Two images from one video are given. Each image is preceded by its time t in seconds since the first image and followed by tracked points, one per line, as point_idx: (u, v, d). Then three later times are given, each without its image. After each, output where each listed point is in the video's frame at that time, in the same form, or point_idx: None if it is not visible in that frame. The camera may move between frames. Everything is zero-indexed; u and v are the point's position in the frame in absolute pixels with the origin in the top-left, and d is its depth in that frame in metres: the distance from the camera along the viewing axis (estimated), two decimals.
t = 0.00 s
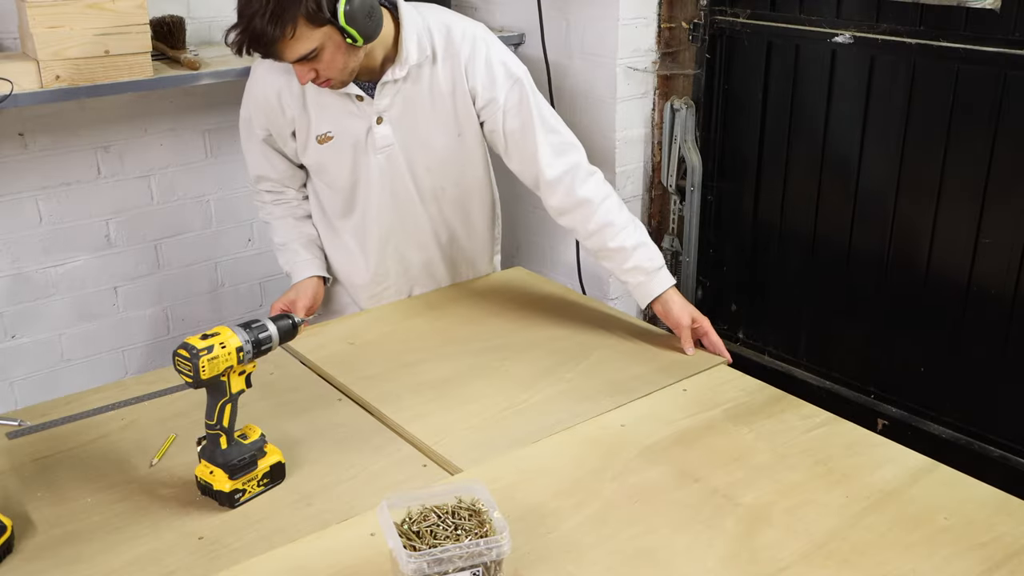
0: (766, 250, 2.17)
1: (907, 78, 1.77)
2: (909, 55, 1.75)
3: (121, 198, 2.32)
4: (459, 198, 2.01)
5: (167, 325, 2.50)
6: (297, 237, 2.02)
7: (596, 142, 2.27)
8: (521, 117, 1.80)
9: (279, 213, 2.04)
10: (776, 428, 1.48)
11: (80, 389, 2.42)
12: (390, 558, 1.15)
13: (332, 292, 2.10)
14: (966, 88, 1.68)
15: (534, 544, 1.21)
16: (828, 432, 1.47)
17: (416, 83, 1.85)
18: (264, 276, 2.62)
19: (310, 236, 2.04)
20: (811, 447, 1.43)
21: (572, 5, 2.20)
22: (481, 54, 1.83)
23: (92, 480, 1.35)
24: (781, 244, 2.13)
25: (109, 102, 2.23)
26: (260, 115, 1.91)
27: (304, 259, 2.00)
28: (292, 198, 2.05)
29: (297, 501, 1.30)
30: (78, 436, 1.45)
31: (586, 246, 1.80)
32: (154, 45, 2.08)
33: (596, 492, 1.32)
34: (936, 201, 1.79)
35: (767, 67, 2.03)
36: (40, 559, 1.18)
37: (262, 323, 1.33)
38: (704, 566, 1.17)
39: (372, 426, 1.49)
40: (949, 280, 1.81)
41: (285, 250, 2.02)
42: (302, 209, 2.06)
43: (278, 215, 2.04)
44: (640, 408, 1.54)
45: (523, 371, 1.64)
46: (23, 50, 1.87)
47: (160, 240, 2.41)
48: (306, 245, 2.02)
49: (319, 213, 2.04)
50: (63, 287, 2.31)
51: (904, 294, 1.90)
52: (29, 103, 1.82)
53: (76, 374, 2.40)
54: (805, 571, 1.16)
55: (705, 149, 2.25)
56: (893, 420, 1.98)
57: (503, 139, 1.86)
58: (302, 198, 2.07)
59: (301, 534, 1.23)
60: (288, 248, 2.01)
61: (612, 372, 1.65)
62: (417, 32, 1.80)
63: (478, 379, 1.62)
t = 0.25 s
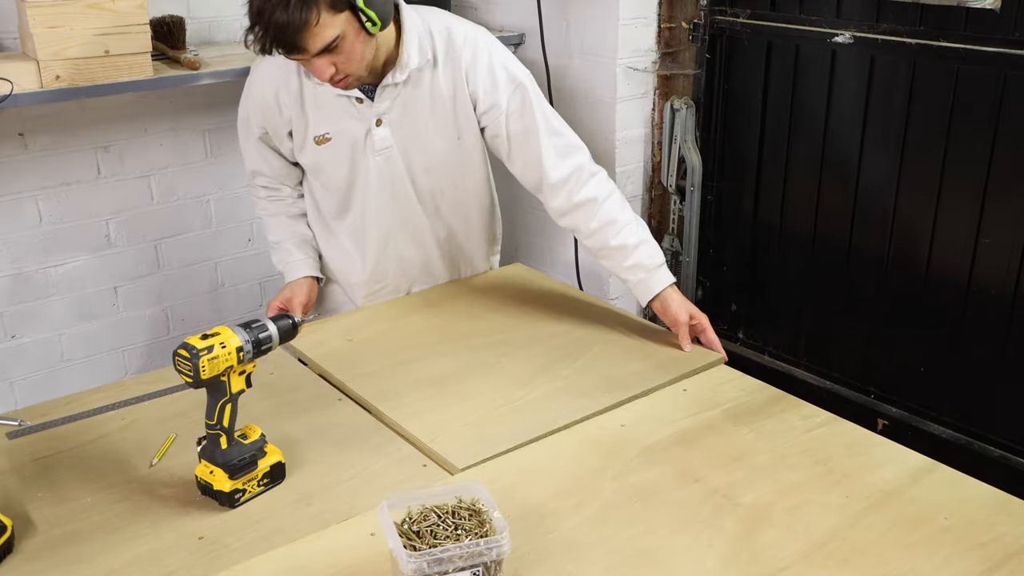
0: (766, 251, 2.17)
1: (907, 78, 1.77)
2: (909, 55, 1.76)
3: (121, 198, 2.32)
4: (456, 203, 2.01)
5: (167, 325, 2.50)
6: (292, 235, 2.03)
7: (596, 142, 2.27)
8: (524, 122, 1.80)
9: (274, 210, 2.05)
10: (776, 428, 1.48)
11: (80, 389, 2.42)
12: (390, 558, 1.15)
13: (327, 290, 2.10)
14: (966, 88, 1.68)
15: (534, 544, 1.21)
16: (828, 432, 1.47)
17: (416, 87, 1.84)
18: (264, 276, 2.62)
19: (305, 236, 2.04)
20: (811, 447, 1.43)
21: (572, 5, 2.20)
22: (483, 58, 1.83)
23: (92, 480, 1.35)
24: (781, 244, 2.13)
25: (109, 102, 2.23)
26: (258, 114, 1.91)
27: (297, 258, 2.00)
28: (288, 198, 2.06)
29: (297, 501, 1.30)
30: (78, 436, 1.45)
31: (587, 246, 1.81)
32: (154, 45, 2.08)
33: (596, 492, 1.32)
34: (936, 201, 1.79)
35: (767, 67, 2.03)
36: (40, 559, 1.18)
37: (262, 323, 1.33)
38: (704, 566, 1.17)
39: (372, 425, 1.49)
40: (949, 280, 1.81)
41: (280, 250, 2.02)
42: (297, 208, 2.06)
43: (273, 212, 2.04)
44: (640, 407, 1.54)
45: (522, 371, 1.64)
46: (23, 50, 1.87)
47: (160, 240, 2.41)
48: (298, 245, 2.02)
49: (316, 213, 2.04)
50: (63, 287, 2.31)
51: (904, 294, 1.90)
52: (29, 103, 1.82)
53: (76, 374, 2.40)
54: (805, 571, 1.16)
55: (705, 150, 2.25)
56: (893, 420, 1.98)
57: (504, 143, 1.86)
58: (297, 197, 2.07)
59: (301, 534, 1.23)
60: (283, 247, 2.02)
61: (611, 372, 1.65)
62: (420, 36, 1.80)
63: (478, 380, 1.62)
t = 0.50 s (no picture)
0: (766, 251, 2.17)
1: (907, 78, 1.77)
2: (909, 55, 1.76)
3: (121, 198, 2.32)
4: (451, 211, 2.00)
5: (167, 325, 2.50)
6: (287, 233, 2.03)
7: (596, 142, 2.28)
8: (522, 133, 1.79)
9: (270, 205, 2.04)
10: (777, 428, 1.48)
11: (80, 390, 2.42)
12: (390, 558, 1.15)
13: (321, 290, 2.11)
14: (966, 89, 1.68)
15: (534, 544, 1.21)
16: (829, 432, 1.47)
17: (412, 95, 1.83)
18: (264, 276, 2.62)
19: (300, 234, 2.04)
20: (811, 447, 1.43)
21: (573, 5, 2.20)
22: (482, 67, 1.82)
23: (93, 480, 1.35)
24: (781, 244, 2.13)
25: (109, 102, 2.23)
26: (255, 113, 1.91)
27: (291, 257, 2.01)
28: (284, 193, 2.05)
29: (297, 501, 1.30)
30: (78, 436, 1.45)
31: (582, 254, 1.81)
32: (154, 45, 2.08)
33: (596, 492, 1.32)
34: (936, 201, 1.79)
35: (767, 67, 2.03)
36: (40, 559, 1.18)
37: (267, 322, 1.33)
38: (704, 566, 1.17)
39: (372, 425, 1.49)
40: (949, 280, 1.81)
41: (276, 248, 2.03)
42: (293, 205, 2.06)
43: (269, 208, 2.04)
44: (640, 408, 1.54)
45: (522, 372, 1.64)
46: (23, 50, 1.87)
47: (160, 240, 2.41)
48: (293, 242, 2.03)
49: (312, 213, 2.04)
50: (63, 287, 2.31)
51: (904, 294, 1.90)
52: (29, 103, 1.82)
53: (76, 375, 2.40)
54: (805, 571, 1.16)
55: (705, 149, 2.25)
56: (893, 420, 1.98)
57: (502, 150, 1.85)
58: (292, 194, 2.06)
59: (301, 534, 1.23)
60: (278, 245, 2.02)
61: (612, 373, 1.65)
62: (417, 44, 1.79)
63: (478, 382, 1.62)
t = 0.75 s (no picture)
0: (767, 251, 2.17)
1: (907, 78, 1.77)
2: (909, 55, 1.76)
3: (121, 198, 2.32)
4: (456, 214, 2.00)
5: (167, 325, 2.50)
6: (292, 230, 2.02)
7: (597, 142, 2.28)
8: (535, 133, 1.80)
9: (276, 204, 2.03)
10: (776, 428, 1.48)
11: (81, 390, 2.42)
12: (390, 558, 1.15)
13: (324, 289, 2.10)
14: (966, 89, 1.68)
15: (534, 544, 1.21)
16: (829, 432, 1.47)
17: (425, 94, 1.83)
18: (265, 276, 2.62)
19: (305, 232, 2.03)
20: (811, 447, 1.43)
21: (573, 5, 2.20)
22: (496, 67, 1.82)
23: (92, 480, 1.35)
24: (781, 244, 2.13)
25: (108, 102, 2.23)
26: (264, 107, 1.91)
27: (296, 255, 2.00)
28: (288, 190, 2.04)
29: (297, 501, 1.30)
30: (78, 435, 1.45)
31: (591, 257, 1.81)
32: (154, 45, 2.08)
33: (596, 492, 1.32)
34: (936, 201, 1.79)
35: (767, 67, 2.03)
36: (40, 559, 1.18)
37: (267, 323, 1.33)
38: (704, 566, 1.17)
39: (372, 426, 1.49)
40: (949, 279, 1.81)
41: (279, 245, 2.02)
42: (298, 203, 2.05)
43: (275, 206, 2.02)
44: (640, 408, 1.54)
45: (522, 377, 1.64)
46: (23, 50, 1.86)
47: (161, 240, 2.41)
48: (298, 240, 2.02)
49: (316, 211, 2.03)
50: (63, 287, 2.31)
51: (904, 293, 1.90)
52: (29, 103, 1.82)
53: (76, 375, 2.40)
54: (805, 571, 1.16)
55: (705, 149, 2.25)
56: (893, 420, 1.98)
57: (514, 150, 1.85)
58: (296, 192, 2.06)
59: (301, 534, 1.23)
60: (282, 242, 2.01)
61: (612, 373, 1.65)
62: (433, 43, 1.79)
63: (478, 382, 1.62)
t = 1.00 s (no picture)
0: (767, 251, 2.17)
1: (907, 78, 1.77)
2: (909, 55, 1.75)
3: (121, 198, 2.32)
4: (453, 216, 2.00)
5: (167, 325, 2.50)
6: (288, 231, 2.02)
7: (597, 142, 2.28)
8: (534, 139, 1.80)
9: (271, 205, 2.03)
10: (777, 428, 1.48)
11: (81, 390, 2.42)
12: (390, 558, 1.15)
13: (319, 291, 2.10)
14: (965, 89, 1.68)
15: (534, 544, 1.21)
16: (829, 432, 1.47)
17: (422, 98, 1.82)
18: (264, 276, 2.62)
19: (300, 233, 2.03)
20: (811, 447, 1.43)
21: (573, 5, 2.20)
22: (494, 71, 1.82)
23: (92, 480, 1.35)
24: (781, 244, 2.13)
25: (109, 102, 2.23)
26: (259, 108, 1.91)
27: (290, 257, 2.00)
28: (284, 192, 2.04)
29: (297, 502, 1.30)
30: (78, 435, 1.45)
31: (590, 262, 1.81)
32: (154, 45, 2.08)
33: (596, 492, 1.32)
34: (936, 201, 1.79)
35: (767, 67, 2.03)
36: (40, 559, 1.18)
37: (268, 323, 1.33)
38: (704, 566, 1.17)
39: (372, 426, 1.49)
40: (949, 279, 1.81)
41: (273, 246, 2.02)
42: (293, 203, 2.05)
43: (269, 208, 2.03)
44: (640, 408, 1.54)
45: (523, 377, 1.64)
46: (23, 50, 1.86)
47: (161, 240, 2.41)
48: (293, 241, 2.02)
49: (311, 212, 2.03)
50: (63, 287, 2.31)
51: (904, 293, 1.90)
52: (29, 103, 1.82)
53: (76, 375, 2.40)
54: (805, 571, 1.16)
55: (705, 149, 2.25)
56: (893, 420, 1.98)
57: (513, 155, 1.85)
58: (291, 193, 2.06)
59: (301, 534, 1.23)
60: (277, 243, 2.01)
61: (611, 373, 1.65)
62: (432, 46, 1.78)
63: (478, 383, 1.62)
